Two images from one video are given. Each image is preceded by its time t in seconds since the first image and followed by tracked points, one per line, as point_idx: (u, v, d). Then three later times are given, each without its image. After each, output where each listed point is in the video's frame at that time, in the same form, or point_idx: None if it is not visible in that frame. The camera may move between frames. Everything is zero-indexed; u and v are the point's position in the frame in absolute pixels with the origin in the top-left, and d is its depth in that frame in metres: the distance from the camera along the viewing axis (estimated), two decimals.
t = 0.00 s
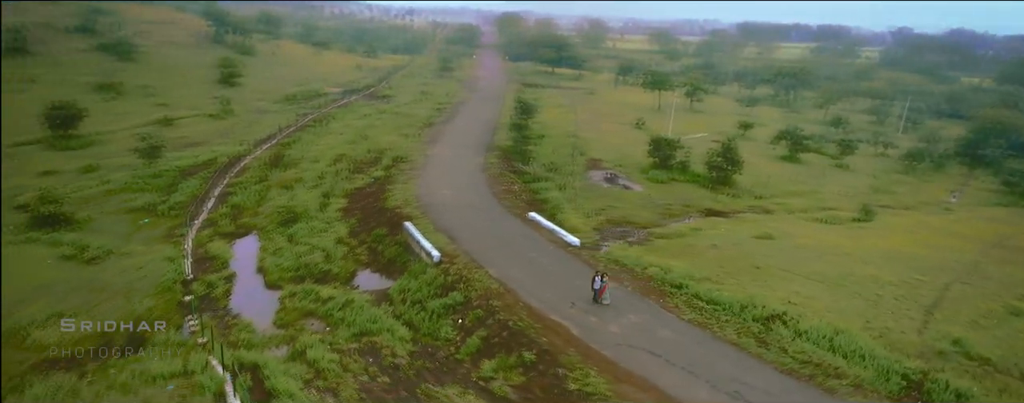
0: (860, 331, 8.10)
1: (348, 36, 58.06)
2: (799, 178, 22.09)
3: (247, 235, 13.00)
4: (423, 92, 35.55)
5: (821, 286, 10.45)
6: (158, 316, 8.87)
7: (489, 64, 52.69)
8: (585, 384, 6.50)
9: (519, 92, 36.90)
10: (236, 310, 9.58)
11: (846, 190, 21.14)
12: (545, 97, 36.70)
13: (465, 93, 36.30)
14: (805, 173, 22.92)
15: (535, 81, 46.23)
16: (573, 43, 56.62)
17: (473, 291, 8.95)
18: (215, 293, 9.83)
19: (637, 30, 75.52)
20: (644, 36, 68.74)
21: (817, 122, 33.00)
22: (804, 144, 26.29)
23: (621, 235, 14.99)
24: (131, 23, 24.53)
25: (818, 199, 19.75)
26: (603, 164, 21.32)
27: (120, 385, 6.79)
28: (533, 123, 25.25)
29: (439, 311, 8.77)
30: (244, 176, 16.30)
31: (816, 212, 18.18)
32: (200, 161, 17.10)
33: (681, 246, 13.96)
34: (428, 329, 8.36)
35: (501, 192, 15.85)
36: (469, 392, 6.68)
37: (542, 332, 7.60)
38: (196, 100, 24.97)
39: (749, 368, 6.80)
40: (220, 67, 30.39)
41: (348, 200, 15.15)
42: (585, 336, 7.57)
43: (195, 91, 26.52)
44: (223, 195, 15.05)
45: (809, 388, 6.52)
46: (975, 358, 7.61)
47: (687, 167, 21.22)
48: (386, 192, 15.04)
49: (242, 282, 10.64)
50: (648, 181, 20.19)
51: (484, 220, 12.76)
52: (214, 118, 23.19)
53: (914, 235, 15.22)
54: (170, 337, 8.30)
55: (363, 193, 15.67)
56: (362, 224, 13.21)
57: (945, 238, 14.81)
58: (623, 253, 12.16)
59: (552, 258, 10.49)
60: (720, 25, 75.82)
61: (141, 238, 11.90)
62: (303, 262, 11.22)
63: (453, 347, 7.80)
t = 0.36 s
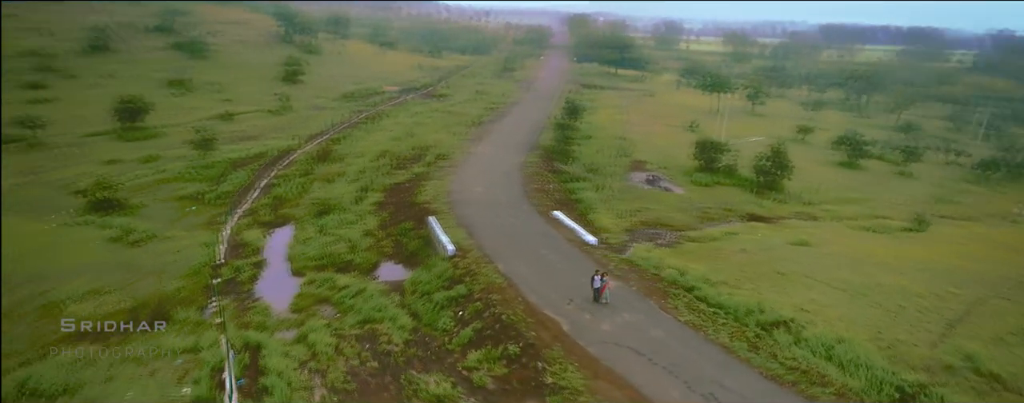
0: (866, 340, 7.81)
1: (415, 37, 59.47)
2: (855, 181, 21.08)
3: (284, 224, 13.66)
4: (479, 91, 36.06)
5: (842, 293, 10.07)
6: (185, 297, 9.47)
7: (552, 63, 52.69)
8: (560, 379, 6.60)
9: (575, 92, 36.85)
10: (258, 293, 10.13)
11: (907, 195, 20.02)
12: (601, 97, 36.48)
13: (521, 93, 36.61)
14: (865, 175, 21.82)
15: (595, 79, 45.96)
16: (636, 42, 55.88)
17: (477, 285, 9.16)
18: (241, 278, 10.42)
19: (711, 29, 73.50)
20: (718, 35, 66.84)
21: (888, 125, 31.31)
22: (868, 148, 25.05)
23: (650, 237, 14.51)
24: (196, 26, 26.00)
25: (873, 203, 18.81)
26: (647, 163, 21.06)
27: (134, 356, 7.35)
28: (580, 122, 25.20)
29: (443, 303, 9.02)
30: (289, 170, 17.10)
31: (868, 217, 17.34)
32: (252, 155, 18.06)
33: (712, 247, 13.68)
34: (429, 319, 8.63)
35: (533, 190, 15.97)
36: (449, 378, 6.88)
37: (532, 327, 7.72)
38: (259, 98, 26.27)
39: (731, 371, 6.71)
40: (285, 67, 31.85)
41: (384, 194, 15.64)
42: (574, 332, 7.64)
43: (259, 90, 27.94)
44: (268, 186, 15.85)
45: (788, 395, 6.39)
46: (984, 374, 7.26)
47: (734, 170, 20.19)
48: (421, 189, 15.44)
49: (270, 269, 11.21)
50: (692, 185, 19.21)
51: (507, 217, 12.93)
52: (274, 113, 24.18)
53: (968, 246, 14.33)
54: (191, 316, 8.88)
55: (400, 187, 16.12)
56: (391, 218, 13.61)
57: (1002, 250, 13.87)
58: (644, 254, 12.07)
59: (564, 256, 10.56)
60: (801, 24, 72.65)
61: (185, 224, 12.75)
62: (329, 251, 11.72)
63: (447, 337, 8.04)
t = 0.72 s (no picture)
0: (888, 352, 7.48)
1: (497, 36, 60.22)
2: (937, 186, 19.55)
3: (338, 214, 14.34)
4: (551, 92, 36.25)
5: (884, 303, 9.61)
6: (233, 277, 10.21)
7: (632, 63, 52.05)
8: (554, 371, 6.73)
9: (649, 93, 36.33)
10: (300, 276, 10.76)
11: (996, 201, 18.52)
12: (675, 98, 35.80)
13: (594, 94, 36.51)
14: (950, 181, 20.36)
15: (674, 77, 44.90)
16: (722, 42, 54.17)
17: (499, 279, 9.40)
18: (287, 262, 11.10)
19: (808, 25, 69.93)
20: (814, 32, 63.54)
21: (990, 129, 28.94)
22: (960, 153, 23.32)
23: (697, 241, 14.13)
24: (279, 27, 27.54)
25: (953, 213, 17.57)
26: (709, 165, 20.58)
27: (173, 328, 8.10)
28: (645, 124, 24.90)
29: (465, 294, 9.30)
30: (351, 165, 17.92)
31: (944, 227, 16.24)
32: (320, 148, 19.03)
33: (760, 251, 13.28)
34: (449, 308, 8.94)
35: (582, 190, 16.03)
36: (451, 364, 7.16)
37: (541, 322, 7.88)
38: (336, 96, 27.50)
39: (729, 376, 6.63)
40: (364, 66, 33.16)
41: (437, 189, 16.11)
42: (581, 328, 7.73)
43: (337, 88, 29.25)
44: (329, 178, 16.68)
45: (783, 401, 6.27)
46: (1013, 397, 6.86)
47: (801, 177, 19.18)
48: (471, 185, 15.82)
49: (317, 255, 11.86)
50: (754, 190, 18.51)
51: (548, 215, 13.09)
52: (347, 110, 25.27)
53: None
54: (234, 293, 9.58)
55: (454, 183, 16.56)
56: (439, 212, 14.05)
57: None
58: (684, 257, 11.88)
59: (594, 254, 10.61)
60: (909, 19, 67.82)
61: (247, 212, 13.69)
62: (371, 242, 12.25)
63: (461, 325, 8.32)
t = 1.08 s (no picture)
0: (924, 369, 7.12)
1: (588, 38, 60.05)
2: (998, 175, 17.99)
3: (401, 206, 14.96)
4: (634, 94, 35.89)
5: (941, 320, 9.07)
6: (293, 260, 10.96)
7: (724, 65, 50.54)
8: (564, 364, 6.89)
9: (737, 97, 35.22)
10: (355, 263, 11.39)
11: None
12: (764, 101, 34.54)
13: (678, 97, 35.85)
14: None
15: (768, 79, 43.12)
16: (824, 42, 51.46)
17: (536, 274, 9.61)
18: (345, 249, 11.76)
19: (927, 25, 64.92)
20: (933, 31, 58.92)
21: None
22: None
23: (761, 247, 13.67)
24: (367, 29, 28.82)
25: None
26: (785, 171, 19.83)
27: (229, 303, 8.87)
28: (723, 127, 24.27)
29: (502, 286, 9.56)
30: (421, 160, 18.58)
31: None
32: (394, 144, 19.84)
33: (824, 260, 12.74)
34: (485, 299, 9.24)
35: (644, 191, 15.93)
36: (470, 351, 7.46)
37: (564, 316, 8.03)
38: (418, 95, 28.46)
39: (740, 381, 6.56)
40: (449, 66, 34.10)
41: (500, 186, 16.46)
42: (603, 324, 7.82)
43: (420, 86, 30.26)
44: (399, 172, 17.39)
45: None
46: None
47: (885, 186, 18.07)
48: (532, 183, 16.09)
49: (375, 244, 12.48)
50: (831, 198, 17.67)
51: (601, 214, 13.14)
52: (427, 108, 26.12)
53: None
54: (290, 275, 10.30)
55: (516, 180, 16.85)
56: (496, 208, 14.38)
57: None
58: (736, 261, 11.62)
59: (636, 254, 10.60)
60: None
61: (318, 201, 14.57)
62: (426, 234, 12.74)
63: (491, 315, 8.60)
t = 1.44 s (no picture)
0: (946, 384, 6.89)
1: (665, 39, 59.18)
2: None
3: (452, 200, 15.43)
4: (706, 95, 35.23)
5: (987, 336, 8.63)
6: (340, 248, 11.60)
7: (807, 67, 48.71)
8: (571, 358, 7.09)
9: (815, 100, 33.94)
10: (398, 253, 11.91)
11: None
12: (843, 105, 33.16)
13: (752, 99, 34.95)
14: None
15: (851, 82, 41.14)
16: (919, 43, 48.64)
17: (564, 270, 9.79)
18: (391, 240, 12.31)
19: None
20: None
21: None
22: None
23: (812, 253, 13.33)
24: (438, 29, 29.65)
25: None
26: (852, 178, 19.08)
27: (273, 285, 9.55)
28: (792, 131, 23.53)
29: (532, 280, 9.78)
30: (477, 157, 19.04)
31: None
32: (454, 141, 20.39)
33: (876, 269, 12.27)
34: (512, 291, 9.52)
35: (695, 193, 15.75)
36: (486, 340, 7.77)
37: (582, 311, 8.20)
38: (485, 94, 29.03)
39: (744, 384, 6.57)
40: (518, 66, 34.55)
41: (551, 184, 16.66)
42: (619, 320, 7.94)
43: (489, 86, 30.83)
44: (454, 168, 17.89)
45: None
46: None
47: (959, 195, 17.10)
48: (582, 182, 16.21)
49: (422, 236, 12.98)
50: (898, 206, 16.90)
51: (644, 214, 13.14)
52: (491, 108, 26.62)
53: None
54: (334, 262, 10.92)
55: (569, 179, 17.01)
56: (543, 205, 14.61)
57: None
58: (779, 267, 11.39)
59: (670, 255, 10.59)
60: None
61: (373, 194, 15.25)
62: (470, 228, 13.13)
63: (514, 307, 8.87)
